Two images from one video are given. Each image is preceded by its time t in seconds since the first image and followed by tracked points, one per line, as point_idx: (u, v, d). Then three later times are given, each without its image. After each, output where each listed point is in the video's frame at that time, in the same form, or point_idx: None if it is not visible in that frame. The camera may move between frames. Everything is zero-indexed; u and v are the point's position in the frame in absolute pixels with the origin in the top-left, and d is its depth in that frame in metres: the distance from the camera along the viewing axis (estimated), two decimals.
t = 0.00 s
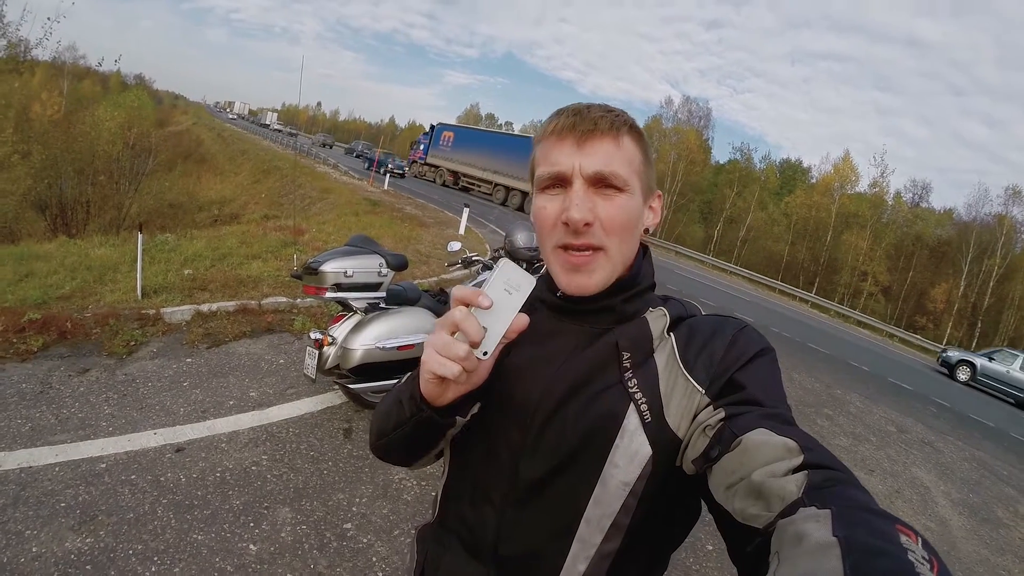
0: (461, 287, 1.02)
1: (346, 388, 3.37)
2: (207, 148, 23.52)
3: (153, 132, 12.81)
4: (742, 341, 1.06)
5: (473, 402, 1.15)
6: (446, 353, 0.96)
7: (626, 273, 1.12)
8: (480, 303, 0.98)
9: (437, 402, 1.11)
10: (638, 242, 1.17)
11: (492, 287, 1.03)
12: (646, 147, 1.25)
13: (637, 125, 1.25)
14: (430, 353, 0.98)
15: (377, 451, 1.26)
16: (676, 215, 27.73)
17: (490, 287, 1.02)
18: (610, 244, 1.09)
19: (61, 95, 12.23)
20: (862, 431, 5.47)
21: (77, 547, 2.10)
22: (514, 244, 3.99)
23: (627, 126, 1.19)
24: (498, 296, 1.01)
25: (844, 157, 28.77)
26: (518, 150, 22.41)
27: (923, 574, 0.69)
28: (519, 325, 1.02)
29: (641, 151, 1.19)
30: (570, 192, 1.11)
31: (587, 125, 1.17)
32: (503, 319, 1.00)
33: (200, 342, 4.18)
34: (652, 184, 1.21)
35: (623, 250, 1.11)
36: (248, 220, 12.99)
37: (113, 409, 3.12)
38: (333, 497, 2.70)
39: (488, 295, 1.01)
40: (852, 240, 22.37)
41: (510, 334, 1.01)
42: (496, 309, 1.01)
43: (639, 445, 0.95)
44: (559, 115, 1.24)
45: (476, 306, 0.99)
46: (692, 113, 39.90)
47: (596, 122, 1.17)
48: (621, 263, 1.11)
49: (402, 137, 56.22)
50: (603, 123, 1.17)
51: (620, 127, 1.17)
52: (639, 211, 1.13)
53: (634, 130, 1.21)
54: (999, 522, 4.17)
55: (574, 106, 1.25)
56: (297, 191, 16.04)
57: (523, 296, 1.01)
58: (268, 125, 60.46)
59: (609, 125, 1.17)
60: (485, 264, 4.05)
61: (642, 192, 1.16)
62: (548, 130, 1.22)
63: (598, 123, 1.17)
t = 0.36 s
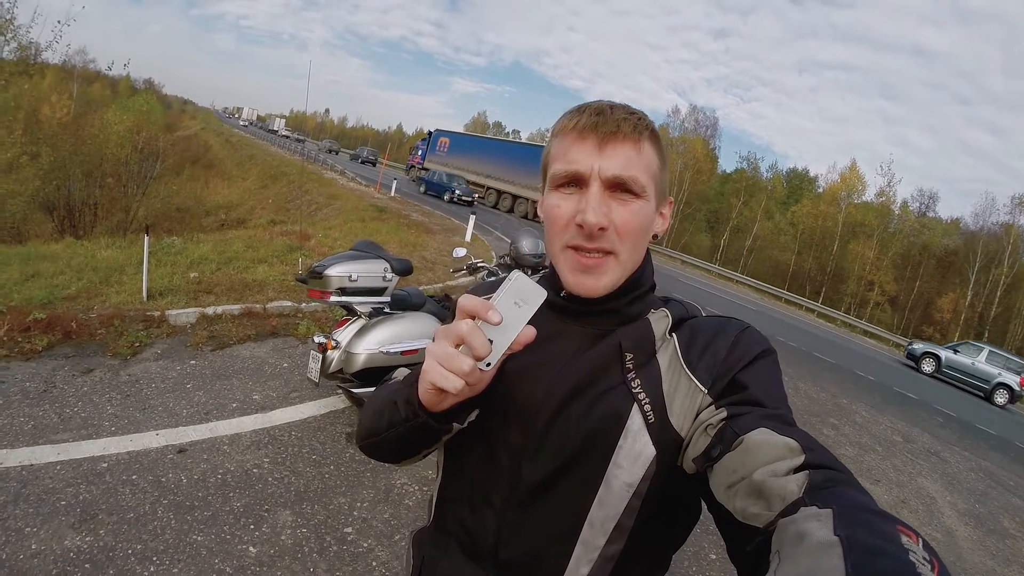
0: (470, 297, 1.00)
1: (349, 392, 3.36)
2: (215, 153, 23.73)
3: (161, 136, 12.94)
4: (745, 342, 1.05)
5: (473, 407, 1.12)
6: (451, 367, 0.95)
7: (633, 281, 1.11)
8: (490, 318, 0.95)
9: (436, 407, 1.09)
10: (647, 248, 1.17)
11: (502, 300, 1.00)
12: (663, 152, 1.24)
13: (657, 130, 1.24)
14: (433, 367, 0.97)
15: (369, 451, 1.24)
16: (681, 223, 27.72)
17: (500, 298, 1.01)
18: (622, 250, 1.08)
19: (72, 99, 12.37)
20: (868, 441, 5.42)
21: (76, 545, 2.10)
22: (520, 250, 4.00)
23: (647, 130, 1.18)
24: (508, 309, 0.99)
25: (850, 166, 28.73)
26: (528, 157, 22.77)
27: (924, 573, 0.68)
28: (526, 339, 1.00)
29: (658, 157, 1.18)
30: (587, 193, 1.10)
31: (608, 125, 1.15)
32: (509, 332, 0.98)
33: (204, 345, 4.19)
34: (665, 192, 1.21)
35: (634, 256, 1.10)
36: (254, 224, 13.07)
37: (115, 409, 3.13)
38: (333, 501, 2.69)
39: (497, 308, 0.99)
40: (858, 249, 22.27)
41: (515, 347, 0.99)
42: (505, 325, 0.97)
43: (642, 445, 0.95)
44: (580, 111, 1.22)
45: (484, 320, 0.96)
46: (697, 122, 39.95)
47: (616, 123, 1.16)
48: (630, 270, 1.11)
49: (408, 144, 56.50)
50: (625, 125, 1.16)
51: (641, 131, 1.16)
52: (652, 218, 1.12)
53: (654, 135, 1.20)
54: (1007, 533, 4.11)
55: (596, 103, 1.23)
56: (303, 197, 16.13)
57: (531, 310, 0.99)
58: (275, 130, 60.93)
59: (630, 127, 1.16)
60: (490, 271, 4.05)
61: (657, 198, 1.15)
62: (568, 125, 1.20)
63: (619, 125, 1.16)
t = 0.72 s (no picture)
0: (472, 293, 0.99)
1: (354, 395, 3.36)
2: (223, 157, 23.93)
3: (171, 140, 13.07)
4: (746, 342, 1.05)
5: (479, 409, 1.08)
6: (455, 364, 0.94)
7: (636, 280, 1.10)
8: (494, 313, 0.95)
9: (436, 411, 1.06)
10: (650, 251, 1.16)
11: (504, 296, 1.00)
12: (672, 155, 1.23)
13: (668, 132, 1.22)
14: (435, 365, 0.95)
15: (366, 455, 1.20)
16: (688, 226, 27.64)
17: (502, 294, 1.01)
18: (628, 254, 1.06)
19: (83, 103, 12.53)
20: (877, 446, 5.37)
21: (80, 544, 2.12)
22: (526, 254, 4.00)
23: (660, 131, 1.16)
24: (510, 305, 0.99)
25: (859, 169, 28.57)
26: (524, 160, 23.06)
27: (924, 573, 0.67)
28: (528, 333, 1.00)
29: (668, 161, 1.16)
30: (597, 193, 1.08)
31: (622, 125, 1.13)
32: (512, 327, 0.98)
33: (211, 347, 4.21)
34: (673, 195, 1.20)
35: (640, 260, 1.08)
36: (261, 227, 13.16)
37: (121, 410, 3.15)
38: (337, 503, 2.70)
39: (501, 305, 0.98)
40: (868, 253, 22.08)
41: (518, 341, 0.99)
42: (509, 320, 0.98)
43: (645, 446, 0.95)
44: (591, 107, 1.19)
45: (488, 315, 0.96)
46: (705, 125, 39.86)
47: (630, 122, 1.14)
48: (634, 274, 1.09)
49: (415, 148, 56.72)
50: (639, 124, 1.13)
51: (654, 132, 1.14)
52: (660, 222, 1.10)
53: (666, 137, 1.19)
54: (1019, 540, 4.05)
55: (610, 99, 1.20)
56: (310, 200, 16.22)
57: (534, 302, 1.00)
58: (284, 135, 61.48)
59: (644, 128, 1.13)
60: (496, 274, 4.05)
61: (665, 203, 1.13)
62: (579, 120, 1.17)
63: (633, 123, 1.14)
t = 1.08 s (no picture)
0: (470, 275, 0.98)
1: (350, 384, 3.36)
2: (223, 146, 23.83)
3: (170, 127, 13.01)
4: (745, 343, 1.04)
5: (461, 397, 1.10)
6: (444, 342, 0.94)
7: (627, 278, 1.09)
8: (490, 295, 0.95)
9: (423, 391, 1.06)
10: (642, 246, 1.14)
11: (503, 280, 0.99)
12: (656, 145, 1.20)
13: (649, 123, 1.20)
14: (427, 343, 0.95)
15: (348, 435, 1.20)
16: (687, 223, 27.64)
17: (501, 280, 0.99)
18: (612, 252, 1.04)
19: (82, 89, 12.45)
20: (871, 444, 5.39)
21: (74, 531, 2.12)
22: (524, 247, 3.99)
23: (638, 123, 1.14)
24: (508, 289, 0.98)
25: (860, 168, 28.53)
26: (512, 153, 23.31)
27: (925, 573, 0.67)
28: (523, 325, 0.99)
29: (649, 152, 1.14)
30: (576, 194, 1.07)
31: (597, 122, 1.12)
32: (509, 313, 0.97)
33: (208, 335, 4.20)
34: (659, 187, 1.17)
35: (626, 257, 1.06)
36: (260, 217, 13.11)
37: (117, 397, 3.14)
38: (330, 492, 2.70)
39: (498, 288, 0.98)
40: (867, 252, 22.08)
41: (511, 332, 0.98)
42: (505, 304, 0.97)
43: (641, 442, 0.94)
44: (566, 109, 1.19)
45: (484, 297, 0.96)
46: (707, 120, 39.66)
47: (604, 120, 1.13)
48: (621, 272, 1.07)
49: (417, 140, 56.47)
50: (614, 121, 1.12)
51: (632, 125, 1.13)
52: (644, 215, 1.08)
53: (646, 128, 1.17)
54: (1009, 541, 4.08)
55: (584, 99, 1.20)
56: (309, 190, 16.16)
57: (533, 293, 0.98)
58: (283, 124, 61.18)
59: (619, 123, 1.12)
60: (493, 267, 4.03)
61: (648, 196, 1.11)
62: (556, 123, 1.17)
63: (609, 120, 1.13)
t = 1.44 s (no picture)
0: (446, 299, 0.99)
1: (337, 384, 3.35)
2: (210, 143, 23.56)
3: (157, 123, 12.85)
4: (742, 342, 1.05)
5: (461, 410, 1.14)
6: (428, 368, 0.94)
7: (615, 273, 1.11)
8: (463, 317, 0.95)
9: (423, 411, 1.10)
10: (630, 236, 1.15)
11: (477, 300, 1.00)
12: (636, 133, 1.20)
13: (626, 113, 1.21)
14: (410, 369, 0.96)
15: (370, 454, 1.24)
16: (676, 225, 27.83)
17: (474, 298, 1.00)
18: (586, 240, 1.07)
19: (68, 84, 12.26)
20: (856, 446, 5.46)
21: (61, 532, 2.09)
22: (512, 247, 3.99)
23: (609, 114, 1.16)
24: (484, 310, 0.99)
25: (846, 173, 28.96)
26: (486, 148, 23.65)
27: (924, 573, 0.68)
28: (506, 336, 0.99)
29: (623, 140, 1.15)
30: (548, 189, 1.11)
31: (567, 119, 1.16)
32: (487, 329, 0.97)
33: (194, 334, 4.15)
34: (639, 176, 1.18)
35: (603, 244, 1.08)
36: (248, 215, 12.98)
37: (103, 397, 3.10)
38: (319, 493, 2.68)
39: (472, 309, 0.99)
40: (852, 255, 22.38)
41: (496, 345, 0.98)
42: (479, 324, 0.97)
43: (634, 440, 0.94)
44: (544, 109, 1.24)
45: (458, 320, 0.96)
46: (695, 123, 39.95)
47: (575, 114, 1.16)
48: (601, 261, 1.09)
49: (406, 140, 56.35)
50: (579, 117, 1.15)
51: (601, 117, 1.15)
52: (619, 202, 1.09)
53: (620, 118, 1.18)
54: (991, 541, 4.15)
55: (558, 99, 1.24)
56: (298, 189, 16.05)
57: (509, 306, 0.99)
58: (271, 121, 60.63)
59: (588, 117, 1.15)
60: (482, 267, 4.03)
61: (623, 183, 1.12)
62: (533, 124, 1.23)
63: (575, 117, 1.16)
